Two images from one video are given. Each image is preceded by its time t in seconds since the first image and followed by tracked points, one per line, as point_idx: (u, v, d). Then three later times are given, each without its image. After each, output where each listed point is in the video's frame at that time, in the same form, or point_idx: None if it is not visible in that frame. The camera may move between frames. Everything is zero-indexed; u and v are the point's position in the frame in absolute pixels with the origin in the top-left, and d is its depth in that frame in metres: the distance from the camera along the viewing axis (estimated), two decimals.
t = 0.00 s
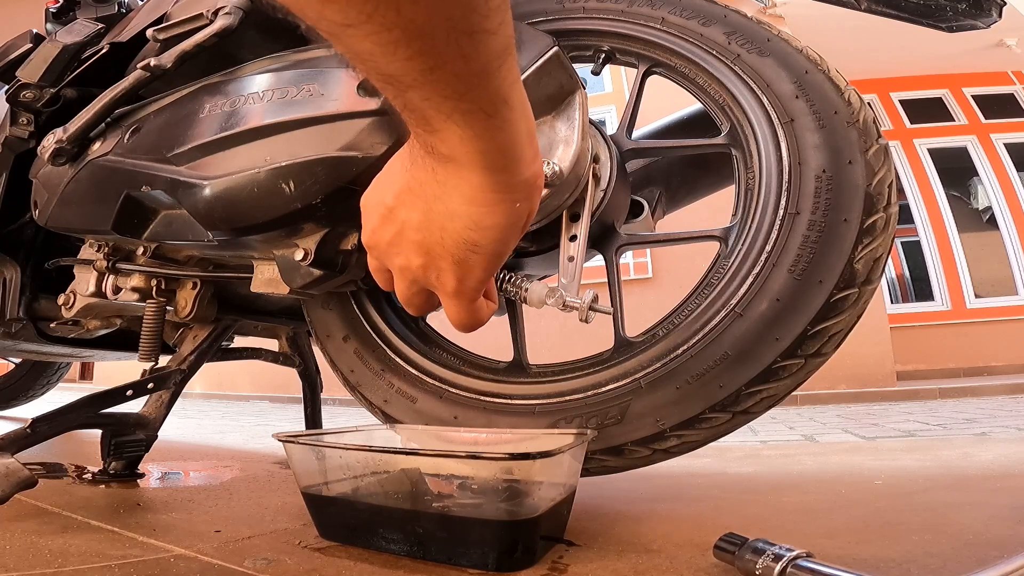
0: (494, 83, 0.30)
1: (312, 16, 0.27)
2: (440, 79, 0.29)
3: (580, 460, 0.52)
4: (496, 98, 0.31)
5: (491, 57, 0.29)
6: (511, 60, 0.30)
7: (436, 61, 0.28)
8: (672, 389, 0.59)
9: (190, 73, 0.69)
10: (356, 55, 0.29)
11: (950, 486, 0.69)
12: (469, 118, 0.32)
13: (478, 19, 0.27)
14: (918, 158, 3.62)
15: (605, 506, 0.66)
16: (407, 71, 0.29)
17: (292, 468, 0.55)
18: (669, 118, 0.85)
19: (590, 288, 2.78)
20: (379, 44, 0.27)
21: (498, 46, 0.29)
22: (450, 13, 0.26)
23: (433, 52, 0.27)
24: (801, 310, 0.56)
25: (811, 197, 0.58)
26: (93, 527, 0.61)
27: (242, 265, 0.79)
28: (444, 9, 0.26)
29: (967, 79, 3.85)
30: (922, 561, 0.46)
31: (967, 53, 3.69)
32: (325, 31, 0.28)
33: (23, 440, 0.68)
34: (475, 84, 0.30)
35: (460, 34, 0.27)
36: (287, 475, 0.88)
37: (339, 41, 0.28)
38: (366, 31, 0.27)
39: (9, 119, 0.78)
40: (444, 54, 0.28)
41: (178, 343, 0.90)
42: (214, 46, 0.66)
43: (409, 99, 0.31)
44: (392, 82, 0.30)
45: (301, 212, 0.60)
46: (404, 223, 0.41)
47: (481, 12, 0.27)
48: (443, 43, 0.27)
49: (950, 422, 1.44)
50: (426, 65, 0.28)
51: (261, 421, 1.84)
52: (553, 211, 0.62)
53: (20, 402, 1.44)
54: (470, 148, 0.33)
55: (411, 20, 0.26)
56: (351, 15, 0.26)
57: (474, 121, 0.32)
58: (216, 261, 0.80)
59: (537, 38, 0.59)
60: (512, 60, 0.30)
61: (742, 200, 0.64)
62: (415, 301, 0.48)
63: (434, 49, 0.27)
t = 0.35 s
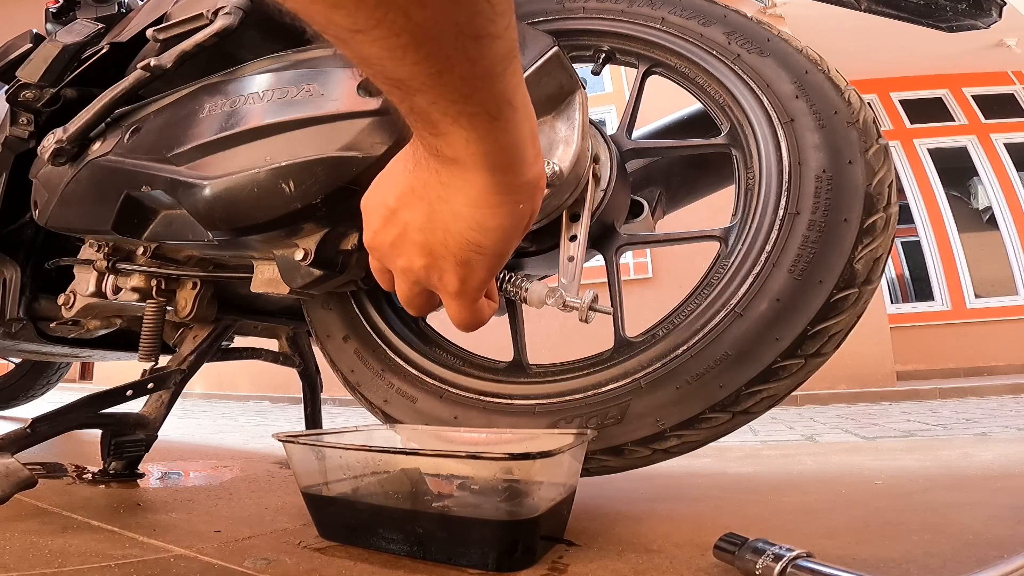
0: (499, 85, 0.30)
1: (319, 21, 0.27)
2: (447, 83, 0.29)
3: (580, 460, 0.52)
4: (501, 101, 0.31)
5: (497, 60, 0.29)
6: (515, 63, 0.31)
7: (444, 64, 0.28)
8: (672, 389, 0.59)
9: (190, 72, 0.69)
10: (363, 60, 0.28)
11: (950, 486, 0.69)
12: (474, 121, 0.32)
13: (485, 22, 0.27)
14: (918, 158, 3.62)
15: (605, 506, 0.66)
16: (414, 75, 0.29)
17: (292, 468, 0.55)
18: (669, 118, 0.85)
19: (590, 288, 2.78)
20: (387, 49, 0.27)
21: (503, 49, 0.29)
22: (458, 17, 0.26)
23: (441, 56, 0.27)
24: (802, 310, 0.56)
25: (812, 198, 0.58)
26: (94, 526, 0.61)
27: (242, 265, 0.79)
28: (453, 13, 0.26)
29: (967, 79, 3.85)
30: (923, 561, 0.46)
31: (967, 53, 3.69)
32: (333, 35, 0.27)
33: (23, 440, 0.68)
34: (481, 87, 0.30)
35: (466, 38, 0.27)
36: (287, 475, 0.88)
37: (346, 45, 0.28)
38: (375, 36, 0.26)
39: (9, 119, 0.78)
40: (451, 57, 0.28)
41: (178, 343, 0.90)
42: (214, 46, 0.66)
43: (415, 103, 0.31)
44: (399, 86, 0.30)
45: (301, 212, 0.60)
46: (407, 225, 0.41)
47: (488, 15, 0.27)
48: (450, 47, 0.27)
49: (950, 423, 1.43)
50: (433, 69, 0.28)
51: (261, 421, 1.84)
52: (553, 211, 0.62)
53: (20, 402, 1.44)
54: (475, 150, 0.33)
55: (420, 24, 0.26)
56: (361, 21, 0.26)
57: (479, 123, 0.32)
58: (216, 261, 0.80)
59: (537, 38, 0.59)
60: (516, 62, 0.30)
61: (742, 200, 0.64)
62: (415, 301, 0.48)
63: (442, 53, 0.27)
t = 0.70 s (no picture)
0: (499, 82, 0.30)
1: (318, 17, 0.27)
2: (447, 80, 0.29)
3: (580, 460, 0.52)
4: (501, 98, 0.31)
5: (497, 57, 0.29)
6: (516, 60, 0.31)
7: (444, 61, 0.28)
8: (672, 389, 0.59)
9: (190, 72, 0.69)
10: (362, 56, 0.28)
11: (950, 486, 0.69)
12: (475, 118, 0.32)
13: (485, 19, 0.27)
14: (917, 158, 3.62)
15: (605, 506, 0.66)
16: (413, 71, 0.29)
17: (292, 468, 0.55)
18: (669, 118, 0.85)
19: (590, 288, 2.78)
20: (387, 45, 0.27)
21: (503, 45, 0.29)
22: (459, 13, 0.26)
23: (441, 52, 0.27)
24: (802, 310, 0.56)
25: (811, 198, 0.58)
26: (94, 526, 0.61)
27: (242, 265, 0.79)
28: (453, 9, 0.26)
29: (967, 79, 3.85)
30: (923, 561, 0.46)
31: (967, 53, 3.69)
32: (332, 31, 0.27)
33: (23, 440, 0.68)
34: (482, 84, 0.30)
35: (467, 34, 0.27)
36: (287, 475, 0.88)
37: (345, 41, 0.28)
38: (374, 32, 0.26)
39: (9, 119, 0.78)
40: (452, 54, 0.28)
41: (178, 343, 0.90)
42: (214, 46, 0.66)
43: (415, 100, 0.31)
44: (399, 83, 0.30)
45: (301, 212, 0.60)
46: (407, 223, 0.41)
47: (488, 11, 0.27)
48: (450, 44, 0.27)
49: (950, 422, 1.43)
50: (433, 66, 0.28)
51: (261, 421, 1.84)
52: (553, 212, 0.62)
53: (20, 402, 1.44)
54: (476, 148, 0.33)
55: (420, 21, 0.26)
56: (359, 16, 0.26)
57: (479, 120, 0.32)
58: (216, 261, 0.80)
59: (537, 38, 0.59)
60: (517, 59, 0.30)
61: (742, 200, 0.64)
62: (418, 300, 0.48)
63: (442, 49, 0.27)
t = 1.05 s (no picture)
0: (502, 81, 0.30)
1: (320, 13, 0.27)
2: (449, 77, 0.29)
3: (580, 460, 0.52)
4: (504, 96, 0.31)
5: (500, 55, 0.29)
6: (518, 58, 0.31)
7: (446, 59, 0.28)
8: (672, 389, 0.59)
9: (191, 72, 0.69)
10: (364, 53, 0.28)
11: (950, 486, 0.69)
12: (477, 116, 0.32)
13: (488, 16, 0.27)
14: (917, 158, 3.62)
15: (605, 506, 0.66)
16: (416, 69, 0.29)
17: (292, 468, 0.55)
18: (669, 118, 0.85)
19: (590, 288, 2.78)
20: (389, 42, 0.27)
21: (506, 43, 0.29)
22: (461, 12, 0.26)
23: (443, 50, 0.27)
24: (802, 310, 0.56)
25: (811, 198, 0.58)
26: (94, 526, 0.61)
27: (242, 265, 0.79)
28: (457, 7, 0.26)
29: (967, 79, 3.85)
30: (923, 561, 0.46)
31: (967, 53, 3.69)
32: (335, 29, 0.27)
33: (22, 440, 0.68)
34: (484, 82, 0.30)
35: (470, 32, 0.27)
36: (287, 475, 0.88)
37: (348, 39, 0.28)
38: (377, 29, 0.26)
39: (9, 119, 0.78)
40: (455, 51, 0.28)
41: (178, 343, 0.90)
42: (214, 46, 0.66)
43: (417, 98, 0.31)
44: (401, 81, 0.30)
45: (301, 212, 0.60)
46: (409, 222, 0.41)
47: (490, 9, 0.27)
48: (452, 42, 0.27)
49: (950, 422, 1.43)
50: (436, 63, 0.28)
51: (261, 421, 1.84)
52: (553, 212, 0.62)
53: (20, 402, 1.44)
54: (478, 146, 0.33)
55: (422, 18, 0.26)
56: (362, 14, 0.26)
57: (482, 119, 0.32)
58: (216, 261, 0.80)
59: (537, 38, 0.59)
60: (519, 57, 0.30)
61: (742, 200, 0.64)
62: (419, 299, 0.48)
63: (445, 46, 0.27)
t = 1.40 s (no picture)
0: (497, 80, 0.30)
1: (313, 11, 0.27)
2: (443, 76, 0.29)
3: (580, 460, 0.52)
4: (499, 95, 0.31)
5: (494, 53, 0.29)
6: (513, 57, 0.30)
7: (439, 57, 0.28)
8: (673, 389, 0.59)
9: (191, 72, 0.69)
10: (357, 52, 0.29)
11: (950, 486, 0.69)
12: (473, 115, 0.32)
13: (480, 15, 0.27)
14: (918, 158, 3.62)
15: (605, 507, 0.66)
16: (410, 67, 0.29)
17: (292, 468, 0.55)
18: (670, 118, 0.85)
19: (590, 288, 2.78)
20: (382, 40, 0.27)
21: (499, 42, 0.29)
22: (454, 9, 0.26)
23: (435, 47, 0.27)
24: (801, 310, 0.56)
25: (810, 197, 0.58)
26: (94, 526, 0.61)
27: (242, 265, 0.79)
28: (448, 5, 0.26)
29: (967, 79, 3.85)
30: (923, 561, 0.46)
31: (967, 53, 3.69)
32: (326, 27, 0.28)
33: (23, 440, 0.68)
34: (479, 81, 0.30)
35: (462, 30, 0.27)
36: (287, 475, 0.88)
37: (340, 38, 0.28)
38: (369, 27, 0.27)
39: (9, 119, 0.78)
40: (447, 50, 0.28)
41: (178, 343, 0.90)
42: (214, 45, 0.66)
43: (413, 97, 0.31)
44: (396, 80, 0.30)
45: (301, 212, 0.60)
46: (408, 224, 0.42)
47: (484, 7, 0.27)
48: (445, 39, 0.27)
49: (951, 422, 1.43)
50: (429, 62, 0.28)
51: (261, 421, 1.84)
52: (553, 211, 0.62)
53: (20, 402, 1.44)
54: (475, 146, 0.33)
55: (413, 15, 0.26)
56: (354, 11, 0.26)
57: (477, 117, 0.32)
58: (216, 261, 0.80)
59: (537, 38, 0.58)
60: (514, 56, 0.30)
61: (742, 201, 0.64)
62: (420, 300, 0.48)
63: (438, 44, 0.27)
